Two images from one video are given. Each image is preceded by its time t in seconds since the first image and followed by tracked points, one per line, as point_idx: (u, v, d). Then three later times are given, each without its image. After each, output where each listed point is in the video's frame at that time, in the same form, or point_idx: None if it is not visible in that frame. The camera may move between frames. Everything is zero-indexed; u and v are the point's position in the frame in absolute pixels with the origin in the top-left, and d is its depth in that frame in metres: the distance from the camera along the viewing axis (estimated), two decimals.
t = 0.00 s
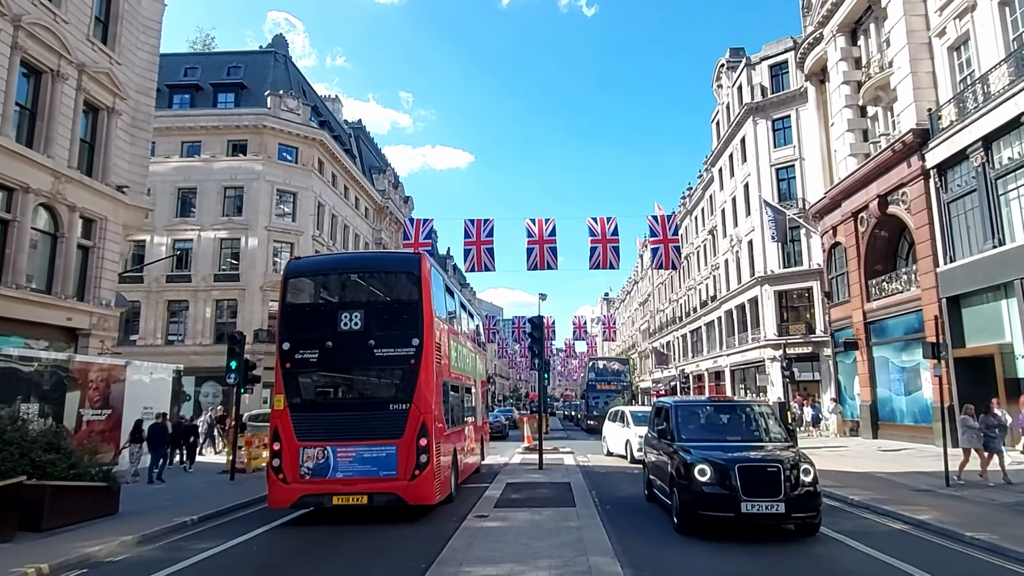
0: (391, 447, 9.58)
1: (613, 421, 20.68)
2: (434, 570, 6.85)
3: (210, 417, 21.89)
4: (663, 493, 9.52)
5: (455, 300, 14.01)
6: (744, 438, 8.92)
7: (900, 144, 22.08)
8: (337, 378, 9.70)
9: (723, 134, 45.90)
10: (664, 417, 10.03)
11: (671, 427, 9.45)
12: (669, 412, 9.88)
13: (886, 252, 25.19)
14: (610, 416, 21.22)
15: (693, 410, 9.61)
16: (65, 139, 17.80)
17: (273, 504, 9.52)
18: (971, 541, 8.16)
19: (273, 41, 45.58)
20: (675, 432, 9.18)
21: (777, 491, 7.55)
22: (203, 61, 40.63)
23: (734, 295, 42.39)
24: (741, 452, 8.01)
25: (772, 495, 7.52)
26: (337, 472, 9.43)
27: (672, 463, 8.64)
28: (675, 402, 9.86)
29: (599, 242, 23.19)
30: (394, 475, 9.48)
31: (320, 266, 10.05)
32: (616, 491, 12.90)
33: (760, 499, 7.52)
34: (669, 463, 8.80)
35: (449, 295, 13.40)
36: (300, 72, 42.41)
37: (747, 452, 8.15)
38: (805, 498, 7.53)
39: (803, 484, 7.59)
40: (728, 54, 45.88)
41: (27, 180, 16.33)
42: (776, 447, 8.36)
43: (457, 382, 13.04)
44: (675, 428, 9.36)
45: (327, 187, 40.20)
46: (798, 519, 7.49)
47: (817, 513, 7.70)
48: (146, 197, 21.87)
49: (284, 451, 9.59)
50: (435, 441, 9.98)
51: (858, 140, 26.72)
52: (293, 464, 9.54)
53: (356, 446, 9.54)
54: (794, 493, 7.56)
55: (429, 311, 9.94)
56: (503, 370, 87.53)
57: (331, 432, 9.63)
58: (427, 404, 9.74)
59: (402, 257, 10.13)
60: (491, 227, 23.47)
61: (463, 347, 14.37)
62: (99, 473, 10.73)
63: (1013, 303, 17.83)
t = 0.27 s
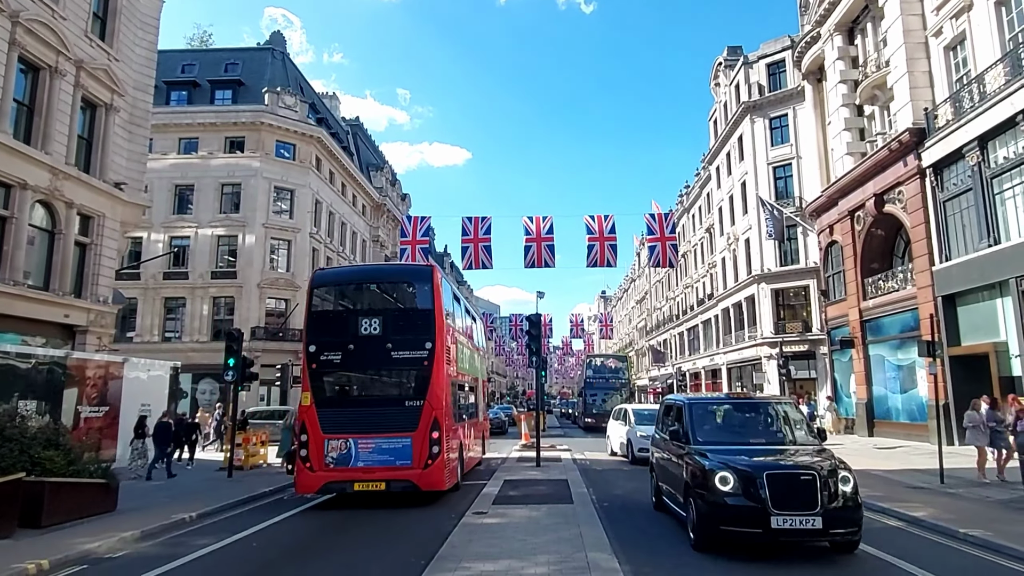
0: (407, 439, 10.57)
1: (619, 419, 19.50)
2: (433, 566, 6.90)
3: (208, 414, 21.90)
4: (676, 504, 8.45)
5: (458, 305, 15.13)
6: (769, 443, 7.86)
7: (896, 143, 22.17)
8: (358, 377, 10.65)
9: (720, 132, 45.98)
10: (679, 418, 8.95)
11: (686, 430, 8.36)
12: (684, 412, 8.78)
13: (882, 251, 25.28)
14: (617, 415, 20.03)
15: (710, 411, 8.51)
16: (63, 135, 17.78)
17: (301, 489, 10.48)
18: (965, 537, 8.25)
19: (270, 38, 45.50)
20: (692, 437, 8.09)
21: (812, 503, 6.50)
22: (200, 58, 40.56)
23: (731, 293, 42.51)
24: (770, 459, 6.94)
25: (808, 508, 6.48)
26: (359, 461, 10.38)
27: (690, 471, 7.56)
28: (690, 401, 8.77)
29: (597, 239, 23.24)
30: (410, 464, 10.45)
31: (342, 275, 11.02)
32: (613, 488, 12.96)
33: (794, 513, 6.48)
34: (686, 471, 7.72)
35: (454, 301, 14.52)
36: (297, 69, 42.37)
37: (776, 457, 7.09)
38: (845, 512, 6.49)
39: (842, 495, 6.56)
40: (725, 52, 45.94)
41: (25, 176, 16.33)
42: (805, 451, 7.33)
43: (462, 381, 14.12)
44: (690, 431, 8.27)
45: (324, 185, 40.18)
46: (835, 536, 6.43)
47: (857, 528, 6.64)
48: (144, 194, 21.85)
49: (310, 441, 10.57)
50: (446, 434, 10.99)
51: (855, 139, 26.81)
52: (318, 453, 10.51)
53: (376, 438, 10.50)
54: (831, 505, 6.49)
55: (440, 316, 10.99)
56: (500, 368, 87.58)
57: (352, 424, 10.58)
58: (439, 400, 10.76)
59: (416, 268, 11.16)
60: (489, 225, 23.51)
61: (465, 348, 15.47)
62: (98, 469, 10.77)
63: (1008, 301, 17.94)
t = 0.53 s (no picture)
0: (423, 433, 11.74)
1: (623, 420, 18.28)
2: (436, 563, 6.99)
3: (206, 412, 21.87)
4: (696, 519, 7.18)
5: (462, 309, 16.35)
6: (809, 448, 6.58)
7: (893, 143, 22.28)
8: (378, 378, 11.79)
9: (718, 132, 46.09)
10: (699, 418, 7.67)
11: (710, 433, 7.07)
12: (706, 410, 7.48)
13: (879, 250, 25.40)
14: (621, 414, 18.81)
15: (737, 409, 7.21)
16: (63, 134, 17.80)
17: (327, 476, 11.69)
18: (961, 534, 8.35)
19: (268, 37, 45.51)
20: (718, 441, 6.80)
21: (872, 524, 5.25)
22: (198, 57, 40.55)
23: (728, 292, 42.66)
24: (817, 470, 5.67)
25: (868, 532, 5.22)
26: (379, 452, 11.54)
27: (716, 482, 6.30)
28: (713, 398, 7.47)
29: (594, 239, 23.32)
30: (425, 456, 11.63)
31: (362, 285, 12.14)
32: (611, 486, 13.06)
33: (850, 538, 5.23)
34: (712, 483, 6.44)
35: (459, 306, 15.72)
36: (296, 68, 42.40)
37: (820, 465, 5.84)
38: (913, 535, 5.23)
39: (909, 513, 5.31)
40: (723, 52, 46.05)
41: (24, 176, 16.36)
42: (859, 461, 6.05)
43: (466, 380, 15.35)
44: (714, 434, 7.00)
45: (322, 184, 40.20)
46: (904, 565, 5.17)
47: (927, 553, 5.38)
48: (142, 192, 21.88)
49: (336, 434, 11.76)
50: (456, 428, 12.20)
51: (852, 139, 26.92)
52: (343, 445, 11.69)
53: (395, 432, 11.66)
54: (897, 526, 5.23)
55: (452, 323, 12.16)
56: (498, 367, 87.67)
57: (374, 419, 11.76)
58: (450, 398, 11.97)
59: (430, 279, 12.31)
60: (487, 224, 23.57)
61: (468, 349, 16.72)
62: (98, 467, 10.82)
63: (1004, 301, 18.06)
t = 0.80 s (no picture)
0: (435, 425, 13.53)
1: (629, 419, 17.08)
2: (440, 555, 7.10)
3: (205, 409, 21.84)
4: (730, 541, 5.79)
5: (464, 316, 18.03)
6: (881, 456, 5.15)
7: (890, 143, 22.43)
8: (395, 378, 13.50)
9: (715, 131, 46.23)
10: (733, 418, 6.21)
11: (751, 437, 5.62)
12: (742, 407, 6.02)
13: (876, 250, 25.55)
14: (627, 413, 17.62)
15: (783, 406, 5.73)
16: (64, 132, 17.87)
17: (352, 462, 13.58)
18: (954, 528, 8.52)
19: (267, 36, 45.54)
20: (764, 449, 5.35)
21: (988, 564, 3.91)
22: (197, 55, 40.59)
23: (725, 292, 42.83)
24: (906, 492, 4.27)
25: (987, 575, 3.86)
26: (397, 442, 13.34)
27: (769, 505, 4.86)
28: (751, 392, 6.00)
29: (593, 237, 23.44)
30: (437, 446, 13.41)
31: (381, 296, 13.81)
32: (610, 482, 13.19)
33: None
34: (761, 504, 5.00)
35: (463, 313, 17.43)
36: (294, 66, 42.46)
37: (906, 483, 4.46)
38: None
39: None
40: (721, 52, 46.19)
41: (26, 174, 16.40)
42: (950, 476, 4.69)
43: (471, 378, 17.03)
44: (758, 439, 5.52)
45: (321, 182, 40.26)
46: None
47: None
48: (143, 190, 21.95)
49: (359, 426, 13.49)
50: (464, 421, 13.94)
51: (849, 139, 27.06)
52: (366, 436, 13.45)
53: (411, 425, 13.44)
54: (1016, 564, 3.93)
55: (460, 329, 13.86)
56: (495, 366, 87.73)
57: (393, 414, 13.48)
58: (459, 395, 13.71)
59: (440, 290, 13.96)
60: (486, 223, 23.68)
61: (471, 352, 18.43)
62: (103, 463, 10.89)
63: (1000, 300, 18.22)
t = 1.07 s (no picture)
0: (444, 421, 14.55)
1: (636, 419, 16.10)
2: (441, 550, 7.20)
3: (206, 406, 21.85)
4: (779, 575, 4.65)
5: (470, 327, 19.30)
6: (972, 473, 4.01)
7: (890, 142, 22.51)
8: (407, 377, 14.58)
9: (715, 130, 46.30)
10: (781, 422, 5.07)
11: (807, 444, 4.50)
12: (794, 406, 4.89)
13: (875, 249, 25.65)
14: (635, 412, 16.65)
15: (843, 407, 4.63)
16: (66, 132, 17.95)
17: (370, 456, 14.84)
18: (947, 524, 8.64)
19: (267, 34, 45.61)
20: (827, 462, 4.24)
21: None
22: (198, 54, 40.63)
23: (725, 290, 42.92)
24: None
25: None
26: (410, 437, 14.42)
27: (837, 534, 3.78)
28: (805, 389, 4.87)
29: (593, 236, 23.52)
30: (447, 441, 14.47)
31: (395, 302, 14.98)
32: (610, 479, 13.29)
33: None
34: (826, 534, 3.90)
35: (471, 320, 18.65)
36: (295, 65, 42.53)
37: None
38: None
39: None
40: (720, 50, 46.27)
41: (29, 173, 16.48)
42: None
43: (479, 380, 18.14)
44: (814, 447, 4.43)
45: (321, 181, 40.32)
46: None
47: None
48: (145, 189, 22.03)
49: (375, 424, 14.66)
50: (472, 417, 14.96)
51: (848, 138, 27.14)
52: (380, 431, 14.59)
53: (422, 421, 14.53)
54: None
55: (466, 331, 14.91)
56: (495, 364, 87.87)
57: (406, 411, 14.61)
58: (466, 392, 14.71)
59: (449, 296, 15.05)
60: (486, 221, 23.75)
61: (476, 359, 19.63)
62: (107, 459, 11.00)
63: (998, 299, 18.31)
